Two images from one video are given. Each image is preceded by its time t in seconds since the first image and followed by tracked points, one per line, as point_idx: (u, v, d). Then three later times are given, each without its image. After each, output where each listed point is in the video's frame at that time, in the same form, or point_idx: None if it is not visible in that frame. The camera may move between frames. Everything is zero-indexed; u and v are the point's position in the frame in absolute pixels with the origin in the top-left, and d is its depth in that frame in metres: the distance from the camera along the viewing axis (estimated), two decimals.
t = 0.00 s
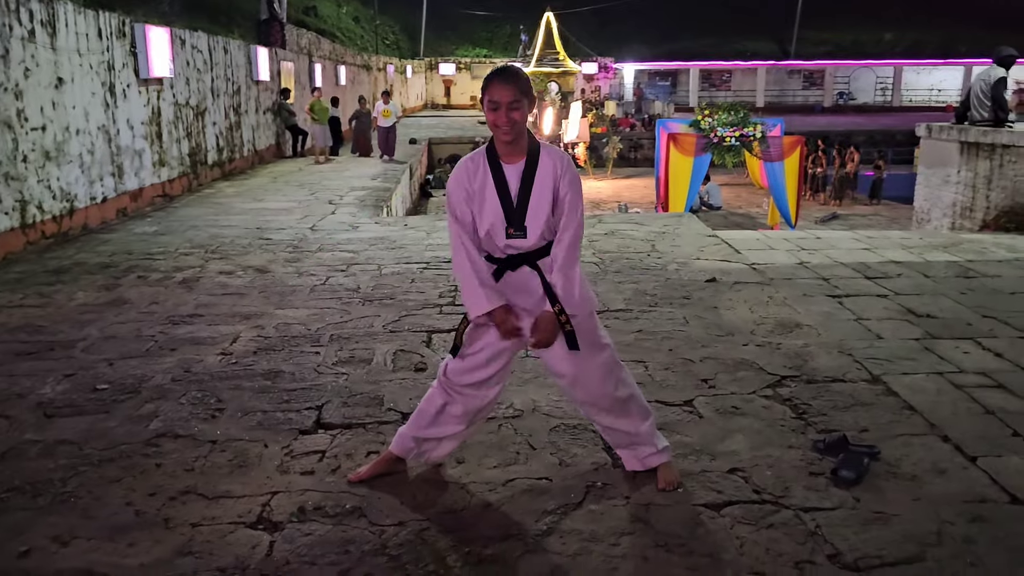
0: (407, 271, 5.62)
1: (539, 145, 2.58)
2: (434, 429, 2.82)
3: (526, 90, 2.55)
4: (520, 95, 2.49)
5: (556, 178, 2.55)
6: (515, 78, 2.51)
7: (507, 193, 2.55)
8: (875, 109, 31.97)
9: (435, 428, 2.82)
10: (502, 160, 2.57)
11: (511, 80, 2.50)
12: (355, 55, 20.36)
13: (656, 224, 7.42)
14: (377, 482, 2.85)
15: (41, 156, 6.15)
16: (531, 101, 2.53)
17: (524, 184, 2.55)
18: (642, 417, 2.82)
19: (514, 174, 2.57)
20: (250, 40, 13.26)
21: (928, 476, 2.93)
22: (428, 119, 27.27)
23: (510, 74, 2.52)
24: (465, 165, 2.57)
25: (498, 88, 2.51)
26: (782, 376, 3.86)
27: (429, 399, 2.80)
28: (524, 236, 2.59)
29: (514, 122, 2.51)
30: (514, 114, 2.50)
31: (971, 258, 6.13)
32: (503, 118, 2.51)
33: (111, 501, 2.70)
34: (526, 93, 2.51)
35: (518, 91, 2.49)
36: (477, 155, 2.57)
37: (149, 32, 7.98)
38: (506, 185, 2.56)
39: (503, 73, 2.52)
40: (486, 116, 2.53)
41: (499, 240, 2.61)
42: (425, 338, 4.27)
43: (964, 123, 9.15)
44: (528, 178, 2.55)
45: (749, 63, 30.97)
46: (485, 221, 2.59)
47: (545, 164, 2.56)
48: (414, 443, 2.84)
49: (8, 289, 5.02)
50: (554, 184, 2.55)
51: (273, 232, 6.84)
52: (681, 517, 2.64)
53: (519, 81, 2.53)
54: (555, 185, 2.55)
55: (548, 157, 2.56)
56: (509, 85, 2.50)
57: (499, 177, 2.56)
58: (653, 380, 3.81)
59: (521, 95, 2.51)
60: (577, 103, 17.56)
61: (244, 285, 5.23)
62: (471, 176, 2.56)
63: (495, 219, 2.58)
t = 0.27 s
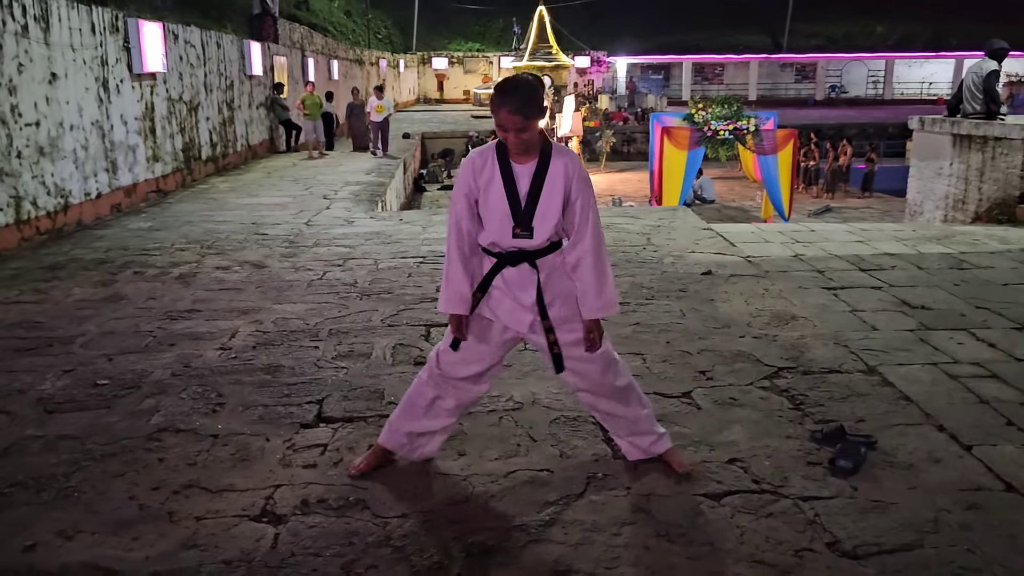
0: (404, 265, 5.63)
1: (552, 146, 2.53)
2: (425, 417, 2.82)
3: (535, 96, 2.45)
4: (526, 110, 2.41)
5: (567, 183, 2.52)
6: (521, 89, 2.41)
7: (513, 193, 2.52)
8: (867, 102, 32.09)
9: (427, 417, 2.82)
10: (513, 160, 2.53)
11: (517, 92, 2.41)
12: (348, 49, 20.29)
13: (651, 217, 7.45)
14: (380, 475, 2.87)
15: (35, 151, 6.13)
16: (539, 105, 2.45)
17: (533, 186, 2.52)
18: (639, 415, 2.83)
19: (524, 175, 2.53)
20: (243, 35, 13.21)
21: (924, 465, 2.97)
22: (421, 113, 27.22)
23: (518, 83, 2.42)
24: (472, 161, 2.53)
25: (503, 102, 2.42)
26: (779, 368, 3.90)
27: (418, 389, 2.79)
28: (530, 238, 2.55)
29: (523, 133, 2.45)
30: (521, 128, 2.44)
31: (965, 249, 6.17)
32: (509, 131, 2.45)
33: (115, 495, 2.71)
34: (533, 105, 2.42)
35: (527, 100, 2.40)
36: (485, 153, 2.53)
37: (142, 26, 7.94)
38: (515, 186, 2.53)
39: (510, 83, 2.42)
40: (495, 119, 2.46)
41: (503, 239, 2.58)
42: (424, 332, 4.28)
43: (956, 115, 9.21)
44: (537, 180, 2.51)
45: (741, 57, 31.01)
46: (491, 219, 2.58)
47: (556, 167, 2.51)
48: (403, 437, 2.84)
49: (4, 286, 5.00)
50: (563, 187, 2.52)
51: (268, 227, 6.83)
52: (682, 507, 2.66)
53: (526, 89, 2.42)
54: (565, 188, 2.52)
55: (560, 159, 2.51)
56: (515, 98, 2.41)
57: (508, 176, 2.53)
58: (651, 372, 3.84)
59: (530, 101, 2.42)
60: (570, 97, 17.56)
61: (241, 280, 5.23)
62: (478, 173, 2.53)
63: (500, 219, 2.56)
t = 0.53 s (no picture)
0: (403, 258, 5.64)
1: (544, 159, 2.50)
2: (411, 415, 2.83)
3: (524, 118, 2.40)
4: (514, 142, 2.36)
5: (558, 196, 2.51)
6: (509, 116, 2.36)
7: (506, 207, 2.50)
8: (864, 93, 32.11)
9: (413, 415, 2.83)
10: (505, 175, 2.50)
11: (503, 123, 2.36)
12: (344, 41, 20.23)
13: (649, 209, 7.46)
14: (382, 465, 2.88)
15: (32, 145, 6.11)
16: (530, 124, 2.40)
17: (526, 198, 2.50)
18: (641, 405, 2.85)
19: (517, 189, 2.51)
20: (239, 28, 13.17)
21: (922, 453, 2.99)
22: (418, 106, 27.16)
23: (506, 110, 2.37)
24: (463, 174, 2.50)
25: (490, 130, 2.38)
26: (777, 358, 3.92)
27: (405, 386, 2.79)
28: (523, 250, 2.55)
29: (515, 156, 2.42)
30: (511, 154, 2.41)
31: (962, 240, 6.20)
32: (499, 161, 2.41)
33: (118, 487, 2.72)
34: (522, 135, 2.37)
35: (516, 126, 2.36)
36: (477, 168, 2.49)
37: (137, 19, 7.91)
38: (507, 198, 2.51)
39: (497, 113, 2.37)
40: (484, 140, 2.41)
41: (497, 250, 2.57)
42: (424, 324, 4.29)
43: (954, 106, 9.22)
44: (530, 195, 2.49)
45: (738, 49, 30.98)
46: (484, 230, 2.56)
47: (547, 182, 2.50)
48: (388, 430, 2.85)
49: (3, 280, 5.00)
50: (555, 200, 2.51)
51: (266, 220, 6.83)
52: (683, 496, 2.68)
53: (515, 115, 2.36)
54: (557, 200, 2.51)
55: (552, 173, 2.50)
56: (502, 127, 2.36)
57: (501, 190, 2.50)
58: (650, 363, 3.86)
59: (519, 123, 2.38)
60: (567, 90, 17.55)
61: (240, 273, 5.23)
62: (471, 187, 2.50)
63: (493, 232, 2.55)
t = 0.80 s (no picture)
0: (403, 248, 5.64)
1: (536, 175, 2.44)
2: (410, 403, 2.86)
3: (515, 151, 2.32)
4: (509, 179, 2.29)
5: (549, 211, 2.46)
6: (502, 153, 2.28)
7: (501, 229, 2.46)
8: (863, 84, 32.06)
9: (411, 405, 2.86)
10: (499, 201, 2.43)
11: (493, 163, 2.28)
12: (343, 33, 20.17)
13: (648, 199, 7.47)
14: (382, 454, 2.89)
15: (30, 136, 6.10)
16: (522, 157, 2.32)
17: (521, 219, 2.46)
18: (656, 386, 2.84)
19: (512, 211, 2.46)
20: (237, 19, 13.13)
21: (920, 440, 3.00)
22: (417, 97, 27.11)
23: (497, 147, 2.29)
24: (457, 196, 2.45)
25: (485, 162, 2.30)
26: (776, 347, 3.93)
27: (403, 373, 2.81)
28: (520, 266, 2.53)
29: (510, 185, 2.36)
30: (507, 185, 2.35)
31: (961, 229, 6.21)
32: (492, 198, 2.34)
33: (119, 476, 2.73)
34: (515, 172, 2.29)
35: (507, 160, 2.28)
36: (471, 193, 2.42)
37: (135, 10, 7.88)
38: (502, 220, 2.47)
39: (485, 153, 2.28)
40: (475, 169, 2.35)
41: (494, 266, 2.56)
42: (423, 314, 4.30)
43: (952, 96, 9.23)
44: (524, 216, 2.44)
45: (737, 40, 30.92)
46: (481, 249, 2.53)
47: (538, 199, 2.45)
48: (381, 412, 2.86)
49: (2, 271, 5.00)
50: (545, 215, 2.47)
51: (266, 212, 6.83)
52: (682, 483, 2.69)
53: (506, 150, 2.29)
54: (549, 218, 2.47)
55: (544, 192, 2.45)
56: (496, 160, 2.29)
57: (495, 212, 2.46)
58: (649, 352, 3.87)
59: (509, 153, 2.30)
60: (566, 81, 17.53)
61: (239, 264, 5.23)
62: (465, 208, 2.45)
63: (489, 251, 2.52)
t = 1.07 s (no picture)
0: (404, 237, 5.63)
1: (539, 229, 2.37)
2: (405, 391, 2.86)
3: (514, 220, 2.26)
4: (507, 250, 2.25)
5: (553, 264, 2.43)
6: (504, 225, 2.24)
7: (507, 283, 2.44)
8: (864, 72, 31.93)
9: (405, 392, 2.86)
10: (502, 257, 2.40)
11: (494, 233, 2.24)
12: (342, 21, 20.08)
13: (649, 188, 7.45)
14: (385, 442, 2.90)
15: (30, 125, 6.08)
16: (523, 223, 2.27)
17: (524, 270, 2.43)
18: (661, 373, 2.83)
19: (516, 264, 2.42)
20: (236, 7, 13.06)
21: (921, 428, 3.01)
22: (417, 86, 27.01)
23: (498, 220, 2.24)
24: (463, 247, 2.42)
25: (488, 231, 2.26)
26: (777, 335, 3.93)
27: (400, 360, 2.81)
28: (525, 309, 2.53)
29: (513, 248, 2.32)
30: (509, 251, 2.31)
31: (962, 218, 6.21)
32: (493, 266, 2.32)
33: (122, 464, 2.73)
34: (515, 244, 2.24)
35: (507, 232, 2.24)
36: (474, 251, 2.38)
37: None
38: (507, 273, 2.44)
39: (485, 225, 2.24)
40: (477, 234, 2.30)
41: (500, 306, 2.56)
42: (424, 303, 4.30)
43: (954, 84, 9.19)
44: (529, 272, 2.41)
45: (739, 28, 30.77)
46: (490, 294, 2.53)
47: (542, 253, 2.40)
48: (376, 397, 2.87)
49: (3, 260, 5.00)
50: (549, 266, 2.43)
51: (266, 201, 6.82)
52: (683, 471, 2.69)
53: (507, 222, 2.25)
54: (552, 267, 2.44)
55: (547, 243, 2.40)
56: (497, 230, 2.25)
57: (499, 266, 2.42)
58: (650, 341, 3.87)
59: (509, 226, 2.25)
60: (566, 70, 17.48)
61: (240, 253, 5.23)
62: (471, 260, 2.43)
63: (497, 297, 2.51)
